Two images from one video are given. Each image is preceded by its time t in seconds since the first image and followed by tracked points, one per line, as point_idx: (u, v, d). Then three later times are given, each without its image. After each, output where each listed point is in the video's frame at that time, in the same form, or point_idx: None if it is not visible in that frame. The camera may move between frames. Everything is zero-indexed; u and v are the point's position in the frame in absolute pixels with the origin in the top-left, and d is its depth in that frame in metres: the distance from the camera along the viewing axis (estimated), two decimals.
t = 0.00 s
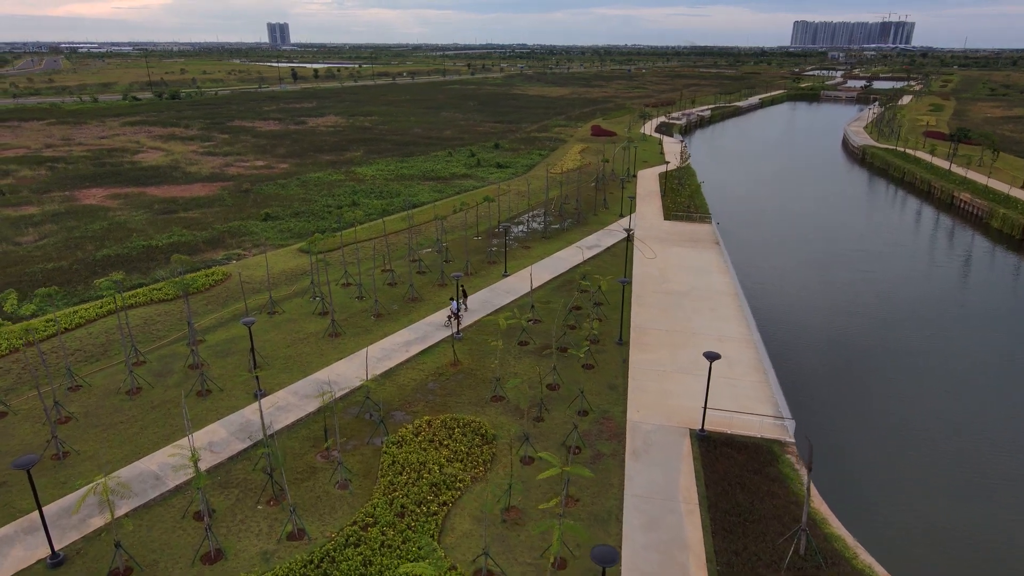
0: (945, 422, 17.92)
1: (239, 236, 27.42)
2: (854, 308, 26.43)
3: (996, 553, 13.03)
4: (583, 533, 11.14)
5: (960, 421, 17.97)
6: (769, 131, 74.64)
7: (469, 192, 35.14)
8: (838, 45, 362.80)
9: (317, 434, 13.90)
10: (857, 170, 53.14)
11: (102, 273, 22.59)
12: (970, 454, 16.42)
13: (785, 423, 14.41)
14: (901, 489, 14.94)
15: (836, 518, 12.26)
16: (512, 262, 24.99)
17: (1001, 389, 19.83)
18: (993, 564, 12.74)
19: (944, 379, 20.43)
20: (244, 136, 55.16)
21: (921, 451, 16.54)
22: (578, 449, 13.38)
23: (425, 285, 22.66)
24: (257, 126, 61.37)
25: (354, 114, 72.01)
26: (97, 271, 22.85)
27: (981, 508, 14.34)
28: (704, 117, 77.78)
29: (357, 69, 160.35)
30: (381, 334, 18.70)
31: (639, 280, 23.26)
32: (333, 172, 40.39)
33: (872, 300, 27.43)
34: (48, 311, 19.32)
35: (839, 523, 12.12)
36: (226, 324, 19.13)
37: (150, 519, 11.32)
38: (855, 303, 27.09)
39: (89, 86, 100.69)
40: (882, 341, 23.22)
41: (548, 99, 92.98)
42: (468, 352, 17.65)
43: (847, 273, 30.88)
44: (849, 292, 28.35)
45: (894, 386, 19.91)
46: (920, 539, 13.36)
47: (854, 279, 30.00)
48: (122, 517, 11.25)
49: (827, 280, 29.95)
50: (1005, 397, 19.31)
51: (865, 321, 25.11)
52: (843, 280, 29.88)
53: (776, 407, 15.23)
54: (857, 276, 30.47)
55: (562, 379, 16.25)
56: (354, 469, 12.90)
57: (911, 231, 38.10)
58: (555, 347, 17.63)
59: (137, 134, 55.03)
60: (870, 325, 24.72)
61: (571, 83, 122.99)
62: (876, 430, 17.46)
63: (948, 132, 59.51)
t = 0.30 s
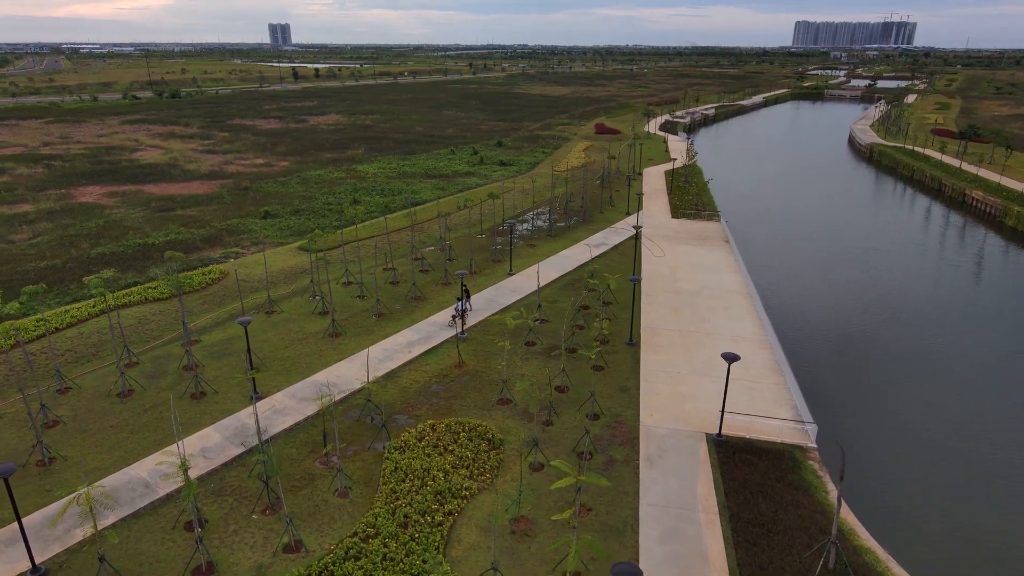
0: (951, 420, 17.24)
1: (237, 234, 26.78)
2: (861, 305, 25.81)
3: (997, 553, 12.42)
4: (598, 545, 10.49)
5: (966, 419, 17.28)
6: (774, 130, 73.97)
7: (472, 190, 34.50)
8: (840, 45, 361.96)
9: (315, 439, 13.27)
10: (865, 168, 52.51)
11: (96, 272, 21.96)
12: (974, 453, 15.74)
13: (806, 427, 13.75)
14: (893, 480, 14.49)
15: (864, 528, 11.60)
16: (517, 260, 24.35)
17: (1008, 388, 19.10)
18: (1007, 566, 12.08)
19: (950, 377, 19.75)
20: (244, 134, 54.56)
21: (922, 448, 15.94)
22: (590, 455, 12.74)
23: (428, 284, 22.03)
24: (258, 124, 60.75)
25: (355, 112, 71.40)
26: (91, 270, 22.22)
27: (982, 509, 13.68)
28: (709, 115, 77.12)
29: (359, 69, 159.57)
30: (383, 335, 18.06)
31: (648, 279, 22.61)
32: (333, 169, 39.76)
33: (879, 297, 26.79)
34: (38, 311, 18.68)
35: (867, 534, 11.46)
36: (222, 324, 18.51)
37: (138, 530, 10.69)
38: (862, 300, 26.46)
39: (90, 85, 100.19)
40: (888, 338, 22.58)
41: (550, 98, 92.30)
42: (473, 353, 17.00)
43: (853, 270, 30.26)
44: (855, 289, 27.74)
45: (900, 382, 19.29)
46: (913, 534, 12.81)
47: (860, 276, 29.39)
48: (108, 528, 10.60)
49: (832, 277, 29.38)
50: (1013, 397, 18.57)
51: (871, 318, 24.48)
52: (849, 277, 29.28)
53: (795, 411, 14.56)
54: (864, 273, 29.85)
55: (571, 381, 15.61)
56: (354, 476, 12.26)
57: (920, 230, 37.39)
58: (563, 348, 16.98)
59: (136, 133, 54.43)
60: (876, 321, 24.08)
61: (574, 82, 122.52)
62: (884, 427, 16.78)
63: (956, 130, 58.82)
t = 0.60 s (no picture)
0: (950, 419, 16.65)
1: (234, 232, 26.18)
2: (864, 302, 25.28)
3: (995, 552, 11.89)
4: (610, 558, 9.87)
5: (976, 418, 16.68)
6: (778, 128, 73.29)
7: (474, 187, 33.89)
8: (842, 44, 361.24)
9: (312, 444, 12.66)
10: (871, 166, 51.88)
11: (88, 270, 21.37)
12: (975, 454, 15.08)
13: (826, 431, 13.12)
14: (887, 473, 14.07)
15: (891, 539, 10.97)
16: (521, 258, 23.74)
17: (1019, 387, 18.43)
18: (1011, 567, 11.53)
19: (955, 375, 19.13)
20: (243, 132, 54.01)
21: (925, 445, 15.39)
22: (600, 461, 12.13)
23: (429, 282, 21.42)
24: (258, 122, 60.20)
25: (356, 111, 70.82)
26: (83, 267, 21.63)
27: (984, 508, 13.13)
28: (712, 114, 76.45)
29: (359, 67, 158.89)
30: (383, 334, 17.45)
31: (656, 278, 22.00)
32: (333, 167, 39.15)
33: (882, 294, 26.24)
34: (26, 310, 18.11)
35: (895, 545, 10.83)
36: (216, 323, 17.91)
37: (122, 541, 10.08)
38: (865, 296, 25.94)
39: (90, 84, 99.66)
40: (890, 334, 22.03)
41: (552, 97, 91.67)
42: (476, 353, 16.39)
43: (857, 267, 29.72)
44: (857, 285, 27.22)
45: (899, 378, 18.78)
46: (912, 531, 12.32)
47: (863, 273, 28.85)
48: (90, 539, 9.99)
49: (835, 273, 28.88)
50: (1014, 396, 17.86)
51: (873, 313, 23.96)
52: (852, 274, 28.77)
53: (814, 414, 13.93)
54: (868, 271, 29.29)
55: (578, 383, 14.98)
56: (352, 483, 11.65)
57: (928, 228, 36.69)
58: (570, 348, 16.36)
59: (135, 131, 53.89)
60: (878, 317, 23.54)
61: (575, 81, 121.94)
62: (884, 422, 16.29)
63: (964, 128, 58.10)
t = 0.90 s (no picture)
0: (953, 417, 16.11)
1: (230, 230, 25.57)
2: (868, 299, 24.77)
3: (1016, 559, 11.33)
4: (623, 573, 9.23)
5: (996, 420, 16.07)
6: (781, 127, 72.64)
7: (475, 184, 33.26)
8: (844, 44, 360.39)
9: (306, 449, 12.05)
10: (878, 164, 51.25)
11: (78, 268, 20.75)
12: (979, 455, 14.53)
13: (846, 435, 12.48)
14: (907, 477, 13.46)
15: (919, 550, 10.33)
16: (524, 256, 23.12)
17: None
18: None
19: (974, 374, 18.50)
20: (242, 130, 53.41)
21: (944, 448, 14.79)
22: (609, 467, 11.50)
23: (430, 280, 20.80)
24: (257, 121, 59.63)
25: (356, 110, 70.28)
26: (73, 266, 21.02)
27: (997, 512, 12.54)
28: (715, 112, 75.83)
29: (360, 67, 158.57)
30: (381, 334, 16.83)
31: (663, 276, 21.37)
32: (332, 165, 38.52)
33: (886, 291, 25.72)
34: (12, 309, 17.50)
35: (923, 556, 10.20)
36: (210, 322, 17.30)
37: (102, 553, 9.46)
38: (868, 293, 25.43)
39: (89, 84, 99.21)
40: (893, 331, 21.53)
41: (553, 96, 91.02)
42: (478, 353, 15.77)
43: (862, 265, 29.19)
44: (863, 283, 26.66)
45: (903, 376, 18.27)
46: (931, 537, 11.73)
47: (870, 271, 28.29)
48: (67, 551, 9.38)
49: (838, 270, 28.40)
50: None
51: (877, 310, 23.45)
52: (857, 271, 28.24)
53: (833, 417, 13.29)
54: (873, 268, 28.75)
55: (585, 385, 14.35)
56: (348, 491, 11.03)
57: (936, 227, 36.00)
58: (576, 348, 15.73)
59: (132, 129, 53.32)
60: (882, 314, 23.03)
61: (577, 81, 121.36)
62: (891, 421, 15.76)
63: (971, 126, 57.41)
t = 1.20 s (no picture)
0: (961, 414, 15.56)
1: (226, 227, 24.94)
2: (877, 296, 24.18)
3: None
4: None
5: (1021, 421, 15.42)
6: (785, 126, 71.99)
7: (476, 181, 32.62)
8: (845, 44, 359.74)
9: (299, 455, 11.41)
10: (884, 162, 50.64)
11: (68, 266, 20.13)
12: (992, 455, 13.96)
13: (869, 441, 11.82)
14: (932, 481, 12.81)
15: (952, 564, 9.67)
16: (527, 254, 22.49)
17: None
18: None
19: (994, 374, 17.85)
20: (240, 128, 52.80)
21: (969, 450, 14.13)
22: (620, 474, 10.86)
23: (430, 278, 20.17)
24: (256, 119, 59.04)
25: (356, 108, 69.70)
26: (63, 264, 20.39)
27: (1017, 515, 11.94)
28: (718, 111, 75.19)
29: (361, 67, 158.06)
30: (380, 334, 16.19)
31: (671, 274, 20.71)
32: (331, 162, 37.91)
33: (896, 289, 25.12)
34: None
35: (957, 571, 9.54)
36: (201, 322, 16.66)
37: (79, 567, 8.83)
38: (874, 290, 24.91)
39: (89, 83, 98.79)
40: (905, 329, 20.94)
41: (555, 95, 90.38)
42: (481, 354, 15.12)
43: (869, 262, 28.66)
44: (874, 281, 26.01)
45: (921, 375, 17.61)
46: (962, 545, 11.07)
47: (881, 269, 27.64)
48: (40, 565, 8.75)
49: (845, 267, 27.88)
50: None
51: (888, 308, 22.87)
52: (863, 268, 27.72)
53: (853, 421, 12.62)
54: (879, 265, 28.20)
55: (593, 386, 13.71)
56: (342, 499, 10.38)
57: (944, 225, 35.38)
58: (583, 349, 15.09)
59: (130, 127, 52.70)
60: (889, 311, 22.52)
61: (578, 80, 120.78)
62: (902, 420, 15.20)
63: (978, 123, 56.75)
